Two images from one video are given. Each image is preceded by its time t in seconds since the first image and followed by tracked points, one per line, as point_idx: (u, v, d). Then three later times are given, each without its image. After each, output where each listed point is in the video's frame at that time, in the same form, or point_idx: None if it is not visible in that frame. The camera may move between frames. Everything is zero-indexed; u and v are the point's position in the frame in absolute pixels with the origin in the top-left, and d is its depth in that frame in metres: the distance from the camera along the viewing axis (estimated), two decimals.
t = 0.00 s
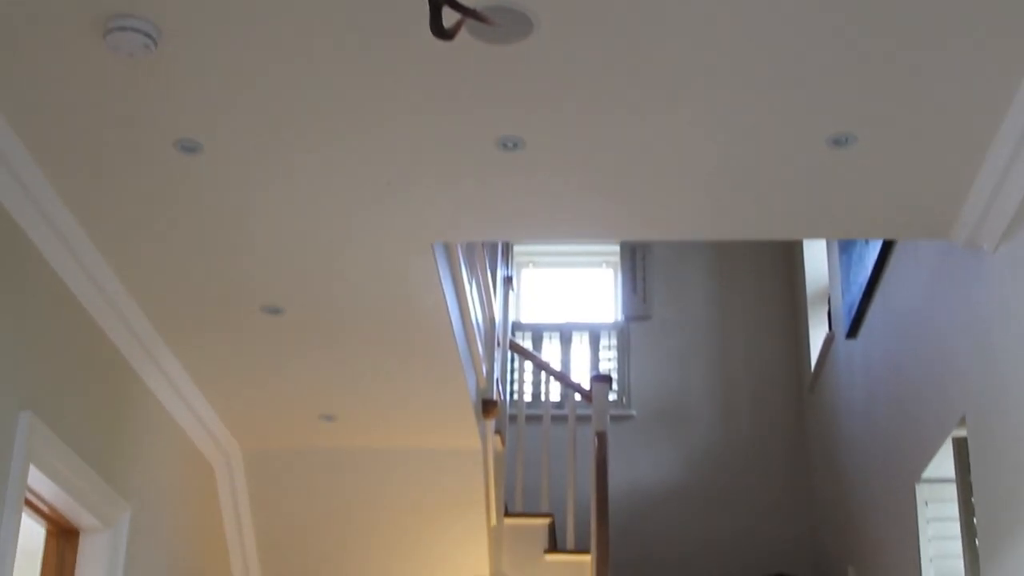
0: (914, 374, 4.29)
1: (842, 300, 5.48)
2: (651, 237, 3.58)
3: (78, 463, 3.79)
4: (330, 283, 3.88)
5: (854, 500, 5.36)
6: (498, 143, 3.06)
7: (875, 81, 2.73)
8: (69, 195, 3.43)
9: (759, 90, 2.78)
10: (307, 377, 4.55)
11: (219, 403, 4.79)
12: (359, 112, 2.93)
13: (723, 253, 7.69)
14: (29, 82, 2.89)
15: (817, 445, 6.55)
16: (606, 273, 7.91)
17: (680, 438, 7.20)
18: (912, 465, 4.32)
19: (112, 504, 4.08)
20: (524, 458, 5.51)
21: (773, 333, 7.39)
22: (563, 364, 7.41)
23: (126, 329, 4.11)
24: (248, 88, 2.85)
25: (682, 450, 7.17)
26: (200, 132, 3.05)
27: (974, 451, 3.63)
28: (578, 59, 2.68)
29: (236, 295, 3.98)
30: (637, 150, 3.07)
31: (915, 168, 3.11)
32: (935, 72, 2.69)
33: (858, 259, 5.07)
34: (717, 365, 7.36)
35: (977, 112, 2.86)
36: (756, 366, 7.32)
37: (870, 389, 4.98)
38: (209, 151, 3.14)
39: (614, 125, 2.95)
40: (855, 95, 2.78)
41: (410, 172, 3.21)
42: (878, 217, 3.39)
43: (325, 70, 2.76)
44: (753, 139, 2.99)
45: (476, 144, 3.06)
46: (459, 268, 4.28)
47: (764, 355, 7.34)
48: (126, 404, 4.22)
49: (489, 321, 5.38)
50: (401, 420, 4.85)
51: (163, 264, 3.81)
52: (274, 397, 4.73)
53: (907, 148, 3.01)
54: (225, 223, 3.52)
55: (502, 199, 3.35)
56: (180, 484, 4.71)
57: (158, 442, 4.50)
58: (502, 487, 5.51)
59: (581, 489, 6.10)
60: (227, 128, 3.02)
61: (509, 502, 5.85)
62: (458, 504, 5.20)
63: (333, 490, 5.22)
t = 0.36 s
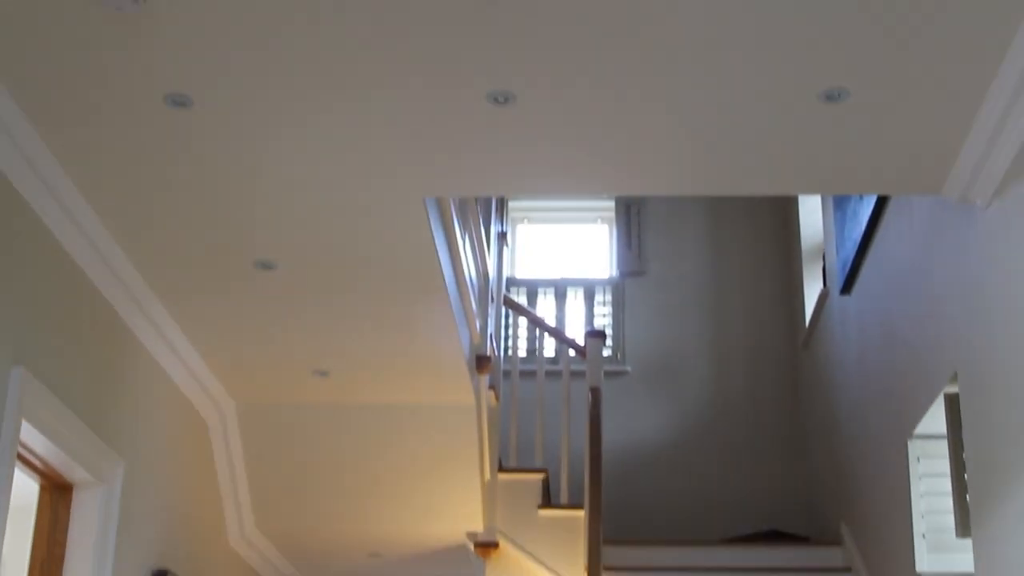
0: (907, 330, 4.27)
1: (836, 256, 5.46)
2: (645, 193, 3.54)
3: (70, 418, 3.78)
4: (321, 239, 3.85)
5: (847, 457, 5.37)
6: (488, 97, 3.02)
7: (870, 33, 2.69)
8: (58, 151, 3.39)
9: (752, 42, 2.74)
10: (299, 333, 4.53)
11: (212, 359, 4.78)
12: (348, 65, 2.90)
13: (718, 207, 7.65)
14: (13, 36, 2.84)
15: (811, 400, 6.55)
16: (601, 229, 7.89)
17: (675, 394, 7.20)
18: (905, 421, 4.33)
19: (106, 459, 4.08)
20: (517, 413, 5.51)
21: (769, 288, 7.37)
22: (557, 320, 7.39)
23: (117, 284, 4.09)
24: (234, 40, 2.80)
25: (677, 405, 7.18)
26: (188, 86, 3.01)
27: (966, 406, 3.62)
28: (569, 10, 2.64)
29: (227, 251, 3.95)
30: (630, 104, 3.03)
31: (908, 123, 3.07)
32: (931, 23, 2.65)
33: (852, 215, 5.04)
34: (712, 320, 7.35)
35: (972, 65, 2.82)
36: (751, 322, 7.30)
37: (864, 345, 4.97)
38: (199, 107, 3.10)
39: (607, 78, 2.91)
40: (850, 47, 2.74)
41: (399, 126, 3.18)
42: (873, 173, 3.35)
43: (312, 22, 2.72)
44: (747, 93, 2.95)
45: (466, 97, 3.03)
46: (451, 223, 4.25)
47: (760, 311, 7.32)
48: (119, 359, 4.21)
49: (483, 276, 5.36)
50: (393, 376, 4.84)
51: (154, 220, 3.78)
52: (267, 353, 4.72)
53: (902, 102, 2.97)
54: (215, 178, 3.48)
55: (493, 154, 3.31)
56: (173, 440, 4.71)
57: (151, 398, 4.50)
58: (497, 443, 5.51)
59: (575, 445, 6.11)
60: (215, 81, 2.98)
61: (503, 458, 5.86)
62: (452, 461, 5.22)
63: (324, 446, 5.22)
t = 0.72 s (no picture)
0: (900, 282, 4.25)
1: (830, 208, 5.43)
2: (638, 145, 3.50)
3: (62, 369, 3.77)
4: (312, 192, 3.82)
5: (840, 409, 5.37)
6: (479, 47, 2.98)
7: None
8: (48, 100, 3.34)
9: None
10: (291, 284, 4.51)
11: (207, 310, 4.76)
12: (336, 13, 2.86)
13: (714, 158, 7.61)
14: None
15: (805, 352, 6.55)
16: (595, 180, 7.85)
17: (669, 345, 7.21)
18: (898, 374, 4.33)
19: (99, 412, 4.07)
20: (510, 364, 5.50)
21: (764, 240, 7.34)
22: (551, 272, 7.37)
23: (109, 234, 4.06)
24: None
25: (672, 357, 7.18)
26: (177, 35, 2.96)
27: (957, 359, 3.62)
28: None
29: (218, 203, 3.92)
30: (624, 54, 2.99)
31: (903, 74, 3.03)
32: None
33: (846, 166, 5.00)
34: (707, 272, 7.33)
35: (968, 14, 2.78)
36: (746, 273, 7.28)
37: (857, 296, 4.95)
38: (188, 56, 3.06)
39: (600, 27, 2.87)
40: None
41: (388, 77, 3.14)
42: (868, 126, 3.31)
43: None
44: (742, 43, 2.91)
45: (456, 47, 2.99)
46: (444, 175, 4.22)
47: (756, 263, 7.30)
48: (111, 308, 4.18)
49: (476, 228, 5.34)
50: (386, 328, 4.83)
51: (146, 171, 3.74)
52: (259, 305, 4.70)
53: (897, 53, 2.93)
54: (206, 129, 3.45)
55: (484, 106, 3.28)
56: (166, 391, 4.70)
57: (144, 350, 4.49)
58: (490, 395, 5.51)
59: (569, 396, 6.12)
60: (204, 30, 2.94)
61: (497, 410, 5.87)
62: (446, 413, 5.22)
63: (316, 398, 5.22)
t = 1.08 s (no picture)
0: (895, 244, 4.23)
1: (826, 168, 5.39)
2: (633, 105, 3.46)
3: (56, 330, 3.75)
4: (305, 153, 3.79)
5: (835, 371, 5.37)
6: (471, 8, 2.94)
7: None
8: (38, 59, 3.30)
9: None
10: (285, 246, 4.49)
11: (202, 272, 4.73)
12: None
13: (711, 119, 7.55)
14: None
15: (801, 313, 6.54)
16: (592, 141, 7.80)
17: (666, 306, 7.20)
18: (893, 335, 4.33)
19: (95, 374, 4.06)
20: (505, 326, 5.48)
21: (761, 201, 7.31)
22: (547, 233, 7.33)
23: (102, 194, 4.02)
24: None
25: (669, 318, 7.17)
26: None
27: (951, 321, 3.60)
28: None
29: (210, 164, 3.89)
30: (618, 14, 2.94)
31: (901, 35, 2.99)
32: None
33: (842, 127, 4.96)
34: (703, 233, 7.30)
35: None
36: (742, 234, 7.26)
37: (852, 257, 4.93)
38: (178, 16, 3.02)
39: None
40: None
41: (379, 38, 3.10)
42: (865, 87, 3.27)
43: None
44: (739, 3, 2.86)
45: (447, 8, 2.95)
46: (438, 136, 4.18)
47: (752, 225, 7.27)
48: (104, 268, 4.16)
49: (471, 189, 5.30)
50: (380, 290, 4.81)
51: (137, 132, 3.70)
52: (254, 267, 4.68)
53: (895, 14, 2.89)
54: (197, 90, 3.41)
55: (476, 67, 3.24)
56: (160, 353, 4.69)
57: (137, 311, 4.47)
58: (485, 356, 5.51)
59: (564, 358, 6.13)
60: None
61: (492, 371, 5.87)
62: (441, 374, 5.22)
63: (309, 359, 5.21)
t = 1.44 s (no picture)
0: (890, 209, 4.21)
1: (822, 133, 5.36)
2: (628, 70, 3.43)
3: (49, 298, 3.74)
4: (298, 118, 3.76)
5: (830, 336, 5.37)
6: None
7: None
8: (28, 23, 3.27)
9: None
10: (279, 212, 4.46)
11: (196, 238, 4.71)
12: None
13: (708, 84, 7.52)
14: None
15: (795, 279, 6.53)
16: (588, 107, 7.76)
17: (662, 271, 7.18)
18: (888, 301, 4.32)
19: (88, 340, 4.05)
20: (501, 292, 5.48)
21: (757, 167, 7.29)
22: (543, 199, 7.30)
23: (95, 159, 4.00)
24: None
25: (664, 284, 7.16)
26: None
27: (945, 286, 3.59)
28: None
29: (203, 130, 3.86)
30: None
31: None
32: None
33: (838, 92, 4.93)
34: (698, 199, 7.28)
35: None
36: (738, 200, 7.24)
37: (847, 223, 4.91)
38: None
39: None
40: None
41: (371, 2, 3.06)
42: (863, 51, 3.24)
43: None
44: None
45: None
46: (431, 101, 4.15)
47: (748, 190, 7.25)
48: (97, 234, 4.14)
49: (466, 154, 5.28)
50: (374, 256, 4.80)
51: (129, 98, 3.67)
52: (248, 233, 4.66)
53: None
54: (189, 55, 3.37)
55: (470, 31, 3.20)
56: (155, 319, 4.68)
57: (132, 277, 4.45)
58: (480, 322, 5.50)
59: (560, 323, 6.13)
60: None
61: (488, 336, 5.87)
62: (436, 339, 5.22)
63: (303, 325, 5.20)
